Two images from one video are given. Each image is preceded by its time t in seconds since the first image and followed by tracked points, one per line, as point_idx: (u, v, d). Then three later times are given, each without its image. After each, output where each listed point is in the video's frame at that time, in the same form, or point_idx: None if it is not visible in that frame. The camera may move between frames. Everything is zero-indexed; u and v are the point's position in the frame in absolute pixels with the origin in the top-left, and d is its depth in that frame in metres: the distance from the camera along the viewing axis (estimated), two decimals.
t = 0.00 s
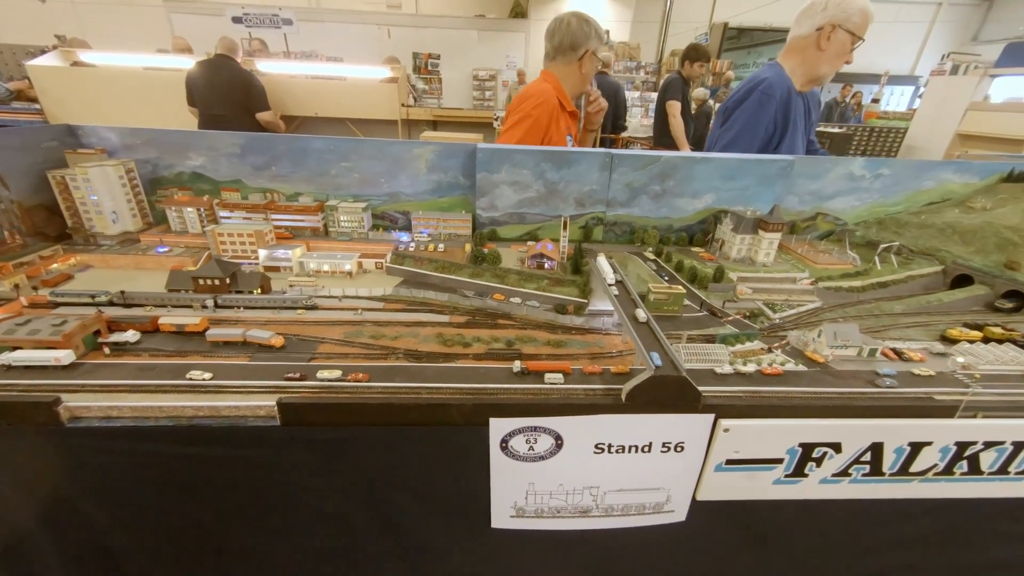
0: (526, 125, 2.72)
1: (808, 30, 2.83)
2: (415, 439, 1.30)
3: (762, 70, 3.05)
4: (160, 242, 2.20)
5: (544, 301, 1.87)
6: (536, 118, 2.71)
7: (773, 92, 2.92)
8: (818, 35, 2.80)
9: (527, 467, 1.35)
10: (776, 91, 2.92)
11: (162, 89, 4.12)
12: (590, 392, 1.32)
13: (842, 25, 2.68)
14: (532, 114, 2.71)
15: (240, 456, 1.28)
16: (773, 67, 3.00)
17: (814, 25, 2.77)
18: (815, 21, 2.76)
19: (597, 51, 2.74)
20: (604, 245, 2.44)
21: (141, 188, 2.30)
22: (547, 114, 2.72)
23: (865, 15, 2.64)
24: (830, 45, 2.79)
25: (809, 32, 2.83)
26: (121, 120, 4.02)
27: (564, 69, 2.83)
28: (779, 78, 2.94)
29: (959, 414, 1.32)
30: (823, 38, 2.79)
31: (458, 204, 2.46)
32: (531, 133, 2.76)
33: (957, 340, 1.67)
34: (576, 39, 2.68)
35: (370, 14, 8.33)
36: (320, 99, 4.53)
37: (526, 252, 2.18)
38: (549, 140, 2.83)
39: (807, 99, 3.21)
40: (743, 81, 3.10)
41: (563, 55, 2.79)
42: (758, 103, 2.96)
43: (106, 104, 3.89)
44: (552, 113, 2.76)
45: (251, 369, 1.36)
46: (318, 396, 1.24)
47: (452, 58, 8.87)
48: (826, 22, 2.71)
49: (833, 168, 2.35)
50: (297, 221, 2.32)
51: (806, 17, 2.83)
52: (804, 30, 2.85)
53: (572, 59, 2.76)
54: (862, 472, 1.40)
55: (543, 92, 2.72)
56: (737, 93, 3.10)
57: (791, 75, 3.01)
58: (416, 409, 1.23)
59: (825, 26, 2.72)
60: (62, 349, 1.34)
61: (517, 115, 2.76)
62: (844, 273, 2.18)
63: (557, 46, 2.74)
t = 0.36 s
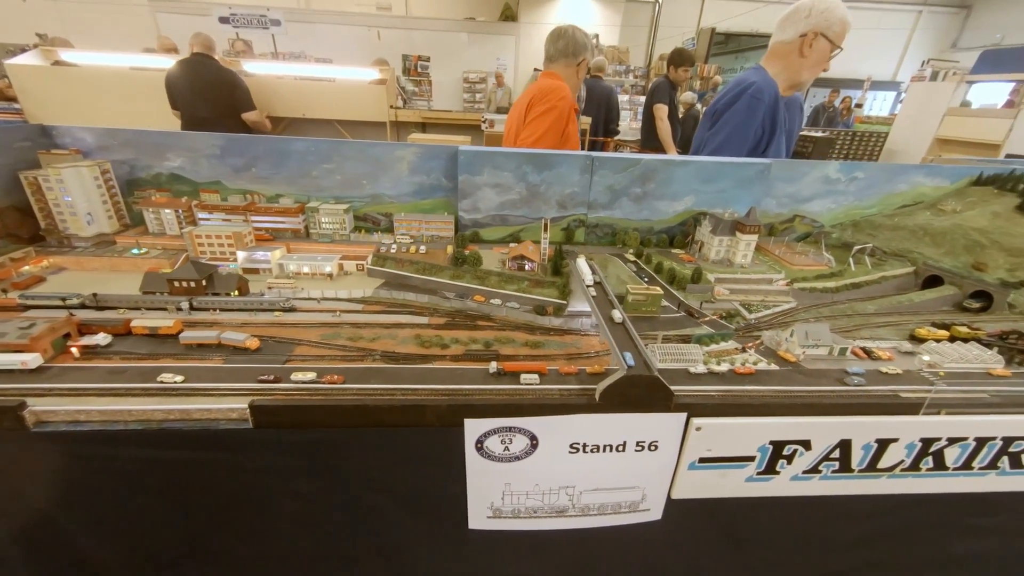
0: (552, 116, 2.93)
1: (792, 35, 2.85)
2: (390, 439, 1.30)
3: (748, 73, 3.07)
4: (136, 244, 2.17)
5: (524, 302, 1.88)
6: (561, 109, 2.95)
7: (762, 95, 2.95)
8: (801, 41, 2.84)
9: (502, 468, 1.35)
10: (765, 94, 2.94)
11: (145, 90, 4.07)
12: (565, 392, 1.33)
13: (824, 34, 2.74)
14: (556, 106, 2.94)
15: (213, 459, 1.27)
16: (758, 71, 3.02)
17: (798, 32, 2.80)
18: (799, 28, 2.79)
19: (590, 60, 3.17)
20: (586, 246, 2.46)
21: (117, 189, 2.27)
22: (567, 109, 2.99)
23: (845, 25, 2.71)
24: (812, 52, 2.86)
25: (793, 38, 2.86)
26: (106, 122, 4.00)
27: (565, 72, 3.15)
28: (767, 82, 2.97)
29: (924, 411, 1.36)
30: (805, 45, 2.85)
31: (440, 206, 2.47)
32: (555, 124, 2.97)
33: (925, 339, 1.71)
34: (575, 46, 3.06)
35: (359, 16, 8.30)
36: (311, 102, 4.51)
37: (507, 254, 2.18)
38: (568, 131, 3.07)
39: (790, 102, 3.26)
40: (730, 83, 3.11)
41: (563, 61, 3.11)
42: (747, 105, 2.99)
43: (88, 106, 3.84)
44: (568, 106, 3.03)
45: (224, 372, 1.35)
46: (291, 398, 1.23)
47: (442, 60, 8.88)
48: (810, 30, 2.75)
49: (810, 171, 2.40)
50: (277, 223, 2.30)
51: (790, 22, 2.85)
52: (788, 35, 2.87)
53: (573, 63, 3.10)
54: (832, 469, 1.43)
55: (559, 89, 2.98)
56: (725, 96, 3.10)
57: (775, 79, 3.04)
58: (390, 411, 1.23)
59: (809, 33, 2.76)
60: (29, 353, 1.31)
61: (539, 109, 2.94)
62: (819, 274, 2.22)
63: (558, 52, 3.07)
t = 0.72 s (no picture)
0: (578, 115, 3.18)
1: (779, 37, 2.85)
2: (365, 436, 1.31)
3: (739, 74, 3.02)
4: (116, 241, 2.15)
5: (505, 300, 1.89)
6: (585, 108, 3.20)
7: (755, 100, 2.91)
8: (786, 43, 2.86)
9: (478, 464, 1.36)
10: (758, 99, 2.91)
11: (129, 89, 4.04)
12: (540, 388, 1.34)
13: (809, 36, 2.77)
14: (579, 107, 3.18)
15: (185, 456, 1.27)
16: (748, 73, 2.98)
17: (784, 34, 2.81)
18: (785, 30, 2.79)
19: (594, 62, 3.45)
20: (571, 245, 2.48)
21: (97, 185, 2.25)
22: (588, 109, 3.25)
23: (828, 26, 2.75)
24: (796, 54, 2.90)
25: (779, 40, 2.87)
26: (89, 119, 3.96)
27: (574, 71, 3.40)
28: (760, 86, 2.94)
29: (892, 407, 1.39)
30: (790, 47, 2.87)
31: (425, 205, 2.47)
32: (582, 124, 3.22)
33: (897, 337, 1.74)
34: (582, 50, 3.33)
35: (352, 15, 8.28)
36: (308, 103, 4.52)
37: (490, 253, 2.19)
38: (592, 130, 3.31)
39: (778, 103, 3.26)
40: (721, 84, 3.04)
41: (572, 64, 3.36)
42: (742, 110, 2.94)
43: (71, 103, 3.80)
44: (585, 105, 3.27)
45: (198, 369, 1.34)
46: (265, 394, 1.24)
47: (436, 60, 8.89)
48: (795, 32, 2.77)
49: (790, 172, 2.44)
50: (260, 221, 2.29)
51: (776, 23, 2.84)
52: (773, 37, 2.88)
53: (580, 65, 3.37)
54: (804, 464, 1.45)
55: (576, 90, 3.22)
56: (717, 98, 3.04)
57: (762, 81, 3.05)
58: (364, 408, 1.24)
59: (795, 35, 2.78)
60: None
61: (565, 112, 3.18)
62: (797, 273, 2.25)
63: (568, 56, 3.33)
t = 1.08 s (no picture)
0: (612, 114, 3.26)
1: (760, 41, 2.87)
2: (340, 435, 1.31)
3: (721, 83, 3.03)
4: (101, 240, 2.16)
5: (487, 302, 1.91)
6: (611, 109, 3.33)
7: (737, 112, 2.95)
8: (768, 47, 2.88)
9: (454, 464, 1.37)
10: (740, 110, 2.94)
11: (122, 89, 4.03)
12: (516, 389, 1.35)
13: (790, 40, 2.80)
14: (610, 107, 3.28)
15: (161, 453, 1.27)
16: (731, 80, 2.99)
17: (765, 38, 2.83)
18: (766, 34, 2.81)
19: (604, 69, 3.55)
20: (557, 249, 2.50)
21: (84, 184, 2.25)
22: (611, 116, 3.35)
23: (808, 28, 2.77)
24: (778, 57, 2.93)
25: (760, 44, 2.88)
26: (82, 118, 4.00)
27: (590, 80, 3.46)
28: (742, 96, 2.96)
29: (863, 409, 1.41)
30: (772, 51, 2.90)
31: (412, 207, 2.49)
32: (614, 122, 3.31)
33: (873, 341, 1.77)
34: (594, 60, 3.43)
35: (351, 18, 8.32)
36: (303, 108, 4.80)
37: (475, 255, 2.21)
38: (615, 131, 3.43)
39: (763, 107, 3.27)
40: (703, 93, 3.06)
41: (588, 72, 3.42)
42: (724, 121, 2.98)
43: (63, 103, 3.84)
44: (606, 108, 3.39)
45: (175, 367, 1.35)
46: (241, 393, 1.24)
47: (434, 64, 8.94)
48: (776, 36, 2.79)
49: (774, 178, 2.47)
50: (247, 221, 2.31)
51: (756, 27, 2.85)
52: (754, 41, 2.89)
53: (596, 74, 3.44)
54: (777, 466, 1.47)
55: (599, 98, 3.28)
56: (700, 109, 3.07)
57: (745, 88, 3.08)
58: (339, 407, 1.25)
59: (776, 39, 2.80)
60: None
61: (601, 111, 3.23)
62: (779, 278, 2.28)
63: (587, 64, 3.38)
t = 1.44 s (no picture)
0: (603, 109, 3.31)
1: (744, 42, 2.89)
2: (318, 434, 1.32)
3: (703, 85, 3.05)
4: (87, 241, 2.16)
5: (472, 302, 1.91)
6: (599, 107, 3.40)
7: (719, 115, 2.97)
8: (752, 49, 2.90)
9: (433, 462, 1.37)
10: (723, 113, 2.96)
11: (115, 91, 4.03)
12: (495, 387, 1.36)
13: (774, 41, 2.82)
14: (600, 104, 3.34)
15: (138, 452, 1.28)
16: (713, 82, 3.00)
17: (750, 39, 2.84)
18: (750, 35, 2.83)
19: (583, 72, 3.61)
20: (545, 249, 2.51)
21: (71, 185, 2.26)
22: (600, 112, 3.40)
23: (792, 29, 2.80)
24: (762, 58, 2.95)
25: (745, 45, 2.90)
26: (70, 120, 3.91)
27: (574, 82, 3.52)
28: (724, 98, 2.99)
29: (841, 407, 1.41)
30: (756, 52, 2.92)
31: (400, 208, 2.50)
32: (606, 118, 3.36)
33: (855, 339, 1.78)
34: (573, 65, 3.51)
35: (349, 21, 8.37)
36: (303, 109, 4.86)
37: (461, 255, 2.21)
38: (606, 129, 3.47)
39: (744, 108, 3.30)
40: (686, 95, 3.07)
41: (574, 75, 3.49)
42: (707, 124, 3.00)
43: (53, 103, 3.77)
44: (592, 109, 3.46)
45: (154, 366, 1.35)
46: (219, 391, 1.25)
47: (432, 66, 8.97)
48: (761, 38, 2.81)
49: (760, 178, 2.48)
50: (234, 222, 2.31)
51: (740, 28, 2.86)
52: (738, 43, 2.91)
53: (576, 76, 3.51)
54: (757, 464, 1.48)
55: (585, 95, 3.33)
56: (682, 111, 3.07)
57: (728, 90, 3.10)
58: (317, 405, 1.25)
59: (760, 40, 2.82)
60: None
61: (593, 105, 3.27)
62: (764, 277, 2.29)
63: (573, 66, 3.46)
